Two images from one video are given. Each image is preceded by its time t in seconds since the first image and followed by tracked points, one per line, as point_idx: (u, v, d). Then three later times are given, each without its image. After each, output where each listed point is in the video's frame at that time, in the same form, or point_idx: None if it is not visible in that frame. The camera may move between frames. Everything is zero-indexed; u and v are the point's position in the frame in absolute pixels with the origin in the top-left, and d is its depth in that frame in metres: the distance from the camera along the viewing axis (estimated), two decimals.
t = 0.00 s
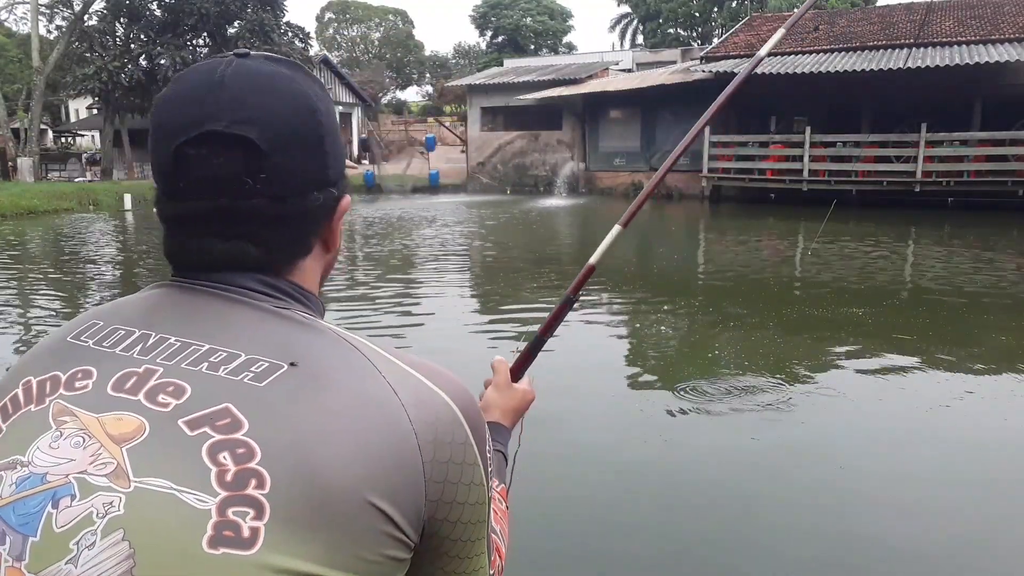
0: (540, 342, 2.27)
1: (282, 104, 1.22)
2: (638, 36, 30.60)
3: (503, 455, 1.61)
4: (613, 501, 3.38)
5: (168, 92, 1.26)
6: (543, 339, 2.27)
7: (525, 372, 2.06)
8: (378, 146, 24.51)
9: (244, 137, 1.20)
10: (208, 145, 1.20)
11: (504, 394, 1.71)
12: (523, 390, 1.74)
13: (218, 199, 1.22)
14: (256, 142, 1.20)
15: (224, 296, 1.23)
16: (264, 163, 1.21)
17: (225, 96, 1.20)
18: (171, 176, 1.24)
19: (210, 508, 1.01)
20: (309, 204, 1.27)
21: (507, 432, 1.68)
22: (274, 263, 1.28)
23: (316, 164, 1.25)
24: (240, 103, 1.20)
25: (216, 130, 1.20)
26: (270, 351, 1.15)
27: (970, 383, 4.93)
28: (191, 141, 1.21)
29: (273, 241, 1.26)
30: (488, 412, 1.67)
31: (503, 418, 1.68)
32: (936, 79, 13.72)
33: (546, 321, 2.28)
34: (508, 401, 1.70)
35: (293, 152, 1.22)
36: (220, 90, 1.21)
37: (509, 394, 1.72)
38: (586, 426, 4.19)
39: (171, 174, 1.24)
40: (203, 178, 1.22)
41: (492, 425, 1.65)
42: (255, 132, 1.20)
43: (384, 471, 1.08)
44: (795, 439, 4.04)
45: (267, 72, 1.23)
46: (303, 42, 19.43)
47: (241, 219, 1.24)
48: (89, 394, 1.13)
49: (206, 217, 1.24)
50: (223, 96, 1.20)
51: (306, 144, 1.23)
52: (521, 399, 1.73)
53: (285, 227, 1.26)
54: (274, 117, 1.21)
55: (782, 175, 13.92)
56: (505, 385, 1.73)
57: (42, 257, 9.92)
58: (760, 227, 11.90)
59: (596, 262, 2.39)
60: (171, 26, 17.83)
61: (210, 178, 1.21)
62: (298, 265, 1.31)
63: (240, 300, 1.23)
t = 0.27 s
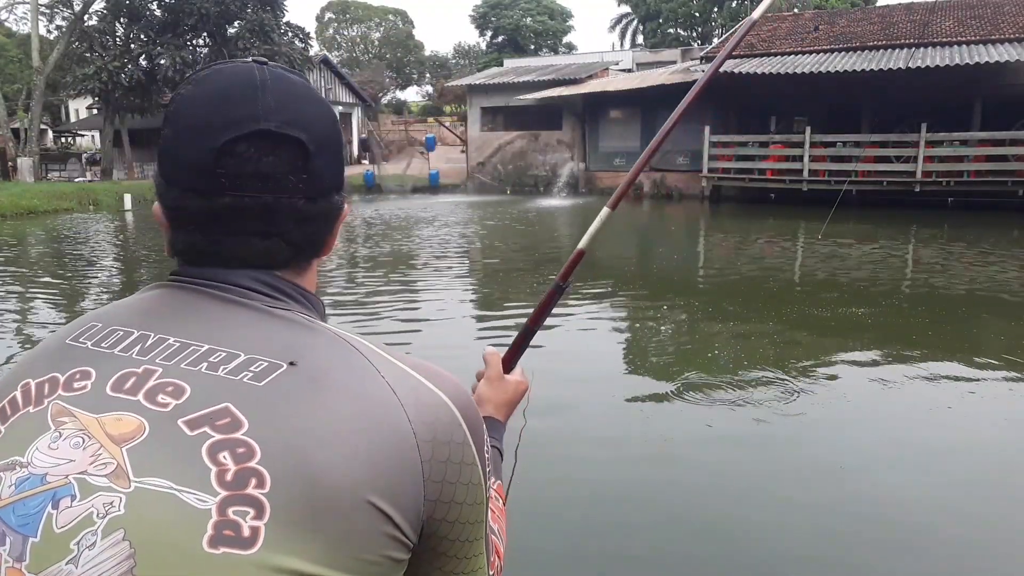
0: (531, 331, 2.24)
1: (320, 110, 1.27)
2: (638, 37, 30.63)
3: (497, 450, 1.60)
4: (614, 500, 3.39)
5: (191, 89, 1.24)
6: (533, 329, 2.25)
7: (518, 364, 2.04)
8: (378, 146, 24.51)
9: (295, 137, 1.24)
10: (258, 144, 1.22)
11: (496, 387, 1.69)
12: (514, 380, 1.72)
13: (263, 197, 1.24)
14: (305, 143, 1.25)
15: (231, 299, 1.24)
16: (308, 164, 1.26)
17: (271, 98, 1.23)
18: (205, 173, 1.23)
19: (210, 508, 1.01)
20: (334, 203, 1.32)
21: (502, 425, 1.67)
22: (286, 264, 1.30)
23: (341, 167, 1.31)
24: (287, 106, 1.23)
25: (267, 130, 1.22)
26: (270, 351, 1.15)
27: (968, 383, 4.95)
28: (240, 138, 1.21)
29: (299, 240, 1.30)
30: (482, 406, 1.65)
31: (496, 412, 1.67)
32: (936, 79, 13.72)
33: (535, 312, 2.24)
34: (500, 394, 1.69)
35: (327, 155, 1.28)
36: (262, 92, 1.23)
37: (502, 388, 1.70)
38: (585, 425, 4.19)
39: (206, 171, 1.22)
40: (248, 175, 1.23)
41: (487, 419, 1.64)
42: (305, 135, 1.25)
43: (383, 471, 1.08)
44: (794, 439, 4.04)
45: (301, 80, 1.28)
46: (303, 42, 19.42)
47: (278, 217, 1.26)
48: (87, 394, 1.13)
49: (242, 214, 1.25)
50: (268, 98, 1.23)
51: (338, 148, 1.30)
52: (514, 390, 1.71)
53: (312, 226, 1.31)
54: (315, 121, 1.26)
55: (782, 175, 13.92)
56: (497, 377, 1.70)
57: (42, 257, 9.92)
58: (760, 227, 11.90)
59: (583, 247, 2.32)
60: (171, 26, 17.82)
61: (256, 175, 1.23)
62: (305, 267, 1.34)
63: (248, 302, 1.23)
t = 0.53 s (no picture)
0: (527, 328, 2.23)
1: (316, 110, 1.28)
2: (638, 36, 30.64)
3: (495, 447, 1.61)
4: (614, 500, 3.40)
5: (187, 91, 1.25)
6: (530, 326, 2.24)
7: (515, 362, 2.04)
8: (378, 146, 24.51)
9: (292, 136, 1.25)
10: (257, 142, 1.23)
11: (493, 385, 1.70)
12: (510, 378, 1.73)
13: (263, 194, 1.25)
14: (302, 143, 1.26)
15: (225, 300, 1.24)
16: (305, 162, 1.27)
17: (268, 98, 1.23)
18: (203, 172, 1.23)
19: (208, 504, 1.01)
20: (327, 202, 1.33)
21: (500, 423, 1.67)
22: (282, 263, 1.31)
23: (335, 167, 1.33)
24: (284, 107, 1.24)
25: (265, 130, 1.23)
26: (266, 349, 1.16)
27: (967, 382, 4.96)
28: (240, 137, 1.22)
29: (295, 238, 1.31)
30: (480, 404, 1.66)
31: (494, 410, 1.67)
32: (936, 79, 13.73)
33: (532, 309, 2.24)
34: (497, 392, 1.69)
35: (322, 155, 1.30)
36: (259, 93, 1.23)
37: (498, 385, 1.71)
38: (585, 425, 4.20)
39: (205, 170, 1.23)
40: (248, 172, 1.23)
41: (484, 418, 1.64)
42: (302, 134, 1.26)
43: (380, 467, 1.08)
44: (793, 439, 4.05)
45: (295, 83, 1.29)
46: (303, 42, 19.41)
47: (276, 215, 1.27)
48: (84, 393, 1.14)
49: (241, 212, 1.25)
50: (265, 99, 1.23)
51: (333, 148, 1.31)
52: (510, 389, 1.71)
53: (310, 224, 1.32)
54: (311, 121, 1.28)
55: (782, 175, 13.92)
56: (493, 375, 1.71)
57: (42, 257, 9.92)
58: (760, 227, 11.90)
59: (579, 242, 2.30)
60: (171, 26, 17.81)
61: (255, 173, 1.24)
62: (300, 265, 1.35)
63: (243, 302, 1.24)
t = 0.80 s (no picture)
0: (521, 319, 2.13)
1: (309, 110, 1.29)
2: (638, 36, 30.65)
3: (492, 445, 1.60)
4: (613, 500, 3.39)
5: (182, 91, 1.25)
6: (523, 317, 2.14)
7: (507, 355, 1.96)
8: (378, 146, 24.51)
9: (287, 136, 1.25)
10: (253, 143, 1.23)
11: (486, 379, 1.68)
12: (504, 372, 1.71)
13: (259, 195, 1.25)
14: (299, 144, 1.26)
15: (219, 302, 1.24)
16: (301, 162, 1.27)
17: (264, 99, 1.24)
18: (200, 171, 1.23)
19: (203, 505, 1.01)
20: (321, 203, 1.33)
21: (496, 420, 1.66)
22: (277, 264, 1.31)
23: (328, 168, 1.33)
24: (282, 108, 1.25)
25: (262, 129, 1.23)
26: (261, 350, 1.16)
27: (966, 382, 4.96)
28: (235, 138, 1.22)
29: (290, 238, 1.30)
30: (474, 400, 1.64)
31: (489, 406, 1.66)
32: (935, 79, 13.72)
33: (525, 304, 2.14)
34: (492, 387, 1.68)
35: (317, 155, 1.30)
36: (254, 93, 1.24)
37: (491, 381, 1.68)
38: (585, 425, 4.19)
39: (202, 169, 1.23)
40: (245, 172, 1.24)
41: (481, 415, 1.63)
42: (296, 134, 1.26)
43: (377, 467, 1.09)
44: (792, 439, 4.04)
45: (287, 85, 1.29)
46: (303, 42, 19.40)
47: (273, 215, 1.27)
48: (78, 395, 1.14)
49: (237, 211, 1.25)
50: (260, 99, 1.24)
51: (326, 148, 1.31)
52: (505, 382, 1.70)
53: (305, 224, 1.31)
54: (307, 120, 1.28)
55: (782, 175, 13.92)
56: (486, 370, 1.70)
57: (42, 257, 9.92)
58: (760, 227, 11.89)
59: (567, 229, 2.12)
60: (171, 26, 17.82)
61: (252, 173, 1.24)
62: (293, 267, 1.34)
63: (237, 304, 1.23)
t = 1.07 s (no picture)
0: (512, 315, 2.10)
1: (308, 111, 1.29)
2: (638, 36, 30.65)
3: (490, 444, 1.60)
4: (613, 500, 3.39)
5: (182, 93, 1.25)
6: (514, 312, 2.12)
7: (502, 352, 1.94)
8: (378, 146, 24.51)
9: (286, 136, 1.25)
10: (252, 143, 1.23)
11: (482, 377, 1.68)
12: (499, 370, 1.71)
13: (258, 195, 1.25)
14: (298, 145, 1.26)
15: (218, 302, 1.24)
16: (299, 163, 1.28)
17: (263, 100, 1.24)
18: (199, 171, 1.23)
19: (203, 504, 1.02)
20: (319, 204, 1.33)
21: (493, 418, 1.67)
22: (276, 264, 1.31)
23: (327, 169, 1.33)
24: (281, 107, 1.25)
25: (260, 130, 1.23)
26: (260, 350, 1.16)
27: (965, 383, 4.96)
28: (234, 138, 1.22)
29: (288, 238, 1.31)
30: (470, 399, 1.64)
31: (486, 405, 1.66)
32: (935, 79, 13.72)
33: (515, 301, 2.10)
34: (488, 385, 1.68)
35: (316, 156, 1.30)
36: (253, 94, 1.24)
37: (485, 378, 1.69)
38: (584, 426, 4.19)
39: (202, 169, 1.23)
40: (245, 172, 1.24)
41: (478, 413, 1.63)
42: (295, 134, 1.26)
43: (376, 466, 1.09)
44: (791, 439, 4.04)
45: (287, 86, 1.30)
46: (303, 42, 19.40)
47: (272, 215, 1.27)
48: (78, 395, 1.14)
49: (236, 211, 1.25)
50: (259, 100, 1.24)
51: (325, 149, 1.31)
52: (500, 379, 1.70)
53: (303, 224, 1.32)
54: (305, 121, 1.28)
55: (782, 175, 13.92)
56: (481, 368, 1.70)
57: (42, 257, 9.92)
58: (760, 227, 11.89)
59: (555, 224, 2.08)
60: (171, 26, 17.83)
61: (251, 173, 1.24)
62: (293, 268, 1.35)
63: (235, 303, 1.24)
